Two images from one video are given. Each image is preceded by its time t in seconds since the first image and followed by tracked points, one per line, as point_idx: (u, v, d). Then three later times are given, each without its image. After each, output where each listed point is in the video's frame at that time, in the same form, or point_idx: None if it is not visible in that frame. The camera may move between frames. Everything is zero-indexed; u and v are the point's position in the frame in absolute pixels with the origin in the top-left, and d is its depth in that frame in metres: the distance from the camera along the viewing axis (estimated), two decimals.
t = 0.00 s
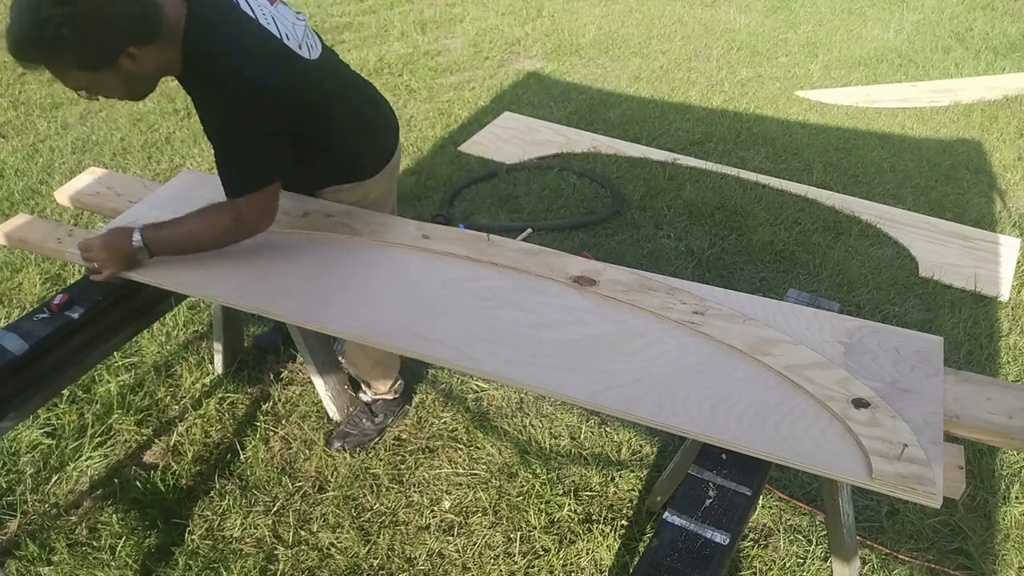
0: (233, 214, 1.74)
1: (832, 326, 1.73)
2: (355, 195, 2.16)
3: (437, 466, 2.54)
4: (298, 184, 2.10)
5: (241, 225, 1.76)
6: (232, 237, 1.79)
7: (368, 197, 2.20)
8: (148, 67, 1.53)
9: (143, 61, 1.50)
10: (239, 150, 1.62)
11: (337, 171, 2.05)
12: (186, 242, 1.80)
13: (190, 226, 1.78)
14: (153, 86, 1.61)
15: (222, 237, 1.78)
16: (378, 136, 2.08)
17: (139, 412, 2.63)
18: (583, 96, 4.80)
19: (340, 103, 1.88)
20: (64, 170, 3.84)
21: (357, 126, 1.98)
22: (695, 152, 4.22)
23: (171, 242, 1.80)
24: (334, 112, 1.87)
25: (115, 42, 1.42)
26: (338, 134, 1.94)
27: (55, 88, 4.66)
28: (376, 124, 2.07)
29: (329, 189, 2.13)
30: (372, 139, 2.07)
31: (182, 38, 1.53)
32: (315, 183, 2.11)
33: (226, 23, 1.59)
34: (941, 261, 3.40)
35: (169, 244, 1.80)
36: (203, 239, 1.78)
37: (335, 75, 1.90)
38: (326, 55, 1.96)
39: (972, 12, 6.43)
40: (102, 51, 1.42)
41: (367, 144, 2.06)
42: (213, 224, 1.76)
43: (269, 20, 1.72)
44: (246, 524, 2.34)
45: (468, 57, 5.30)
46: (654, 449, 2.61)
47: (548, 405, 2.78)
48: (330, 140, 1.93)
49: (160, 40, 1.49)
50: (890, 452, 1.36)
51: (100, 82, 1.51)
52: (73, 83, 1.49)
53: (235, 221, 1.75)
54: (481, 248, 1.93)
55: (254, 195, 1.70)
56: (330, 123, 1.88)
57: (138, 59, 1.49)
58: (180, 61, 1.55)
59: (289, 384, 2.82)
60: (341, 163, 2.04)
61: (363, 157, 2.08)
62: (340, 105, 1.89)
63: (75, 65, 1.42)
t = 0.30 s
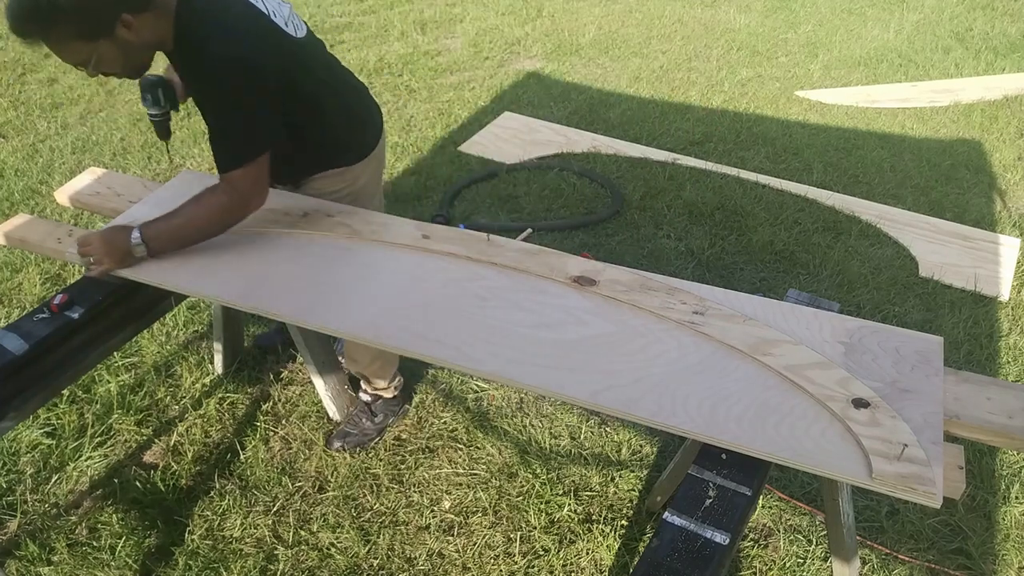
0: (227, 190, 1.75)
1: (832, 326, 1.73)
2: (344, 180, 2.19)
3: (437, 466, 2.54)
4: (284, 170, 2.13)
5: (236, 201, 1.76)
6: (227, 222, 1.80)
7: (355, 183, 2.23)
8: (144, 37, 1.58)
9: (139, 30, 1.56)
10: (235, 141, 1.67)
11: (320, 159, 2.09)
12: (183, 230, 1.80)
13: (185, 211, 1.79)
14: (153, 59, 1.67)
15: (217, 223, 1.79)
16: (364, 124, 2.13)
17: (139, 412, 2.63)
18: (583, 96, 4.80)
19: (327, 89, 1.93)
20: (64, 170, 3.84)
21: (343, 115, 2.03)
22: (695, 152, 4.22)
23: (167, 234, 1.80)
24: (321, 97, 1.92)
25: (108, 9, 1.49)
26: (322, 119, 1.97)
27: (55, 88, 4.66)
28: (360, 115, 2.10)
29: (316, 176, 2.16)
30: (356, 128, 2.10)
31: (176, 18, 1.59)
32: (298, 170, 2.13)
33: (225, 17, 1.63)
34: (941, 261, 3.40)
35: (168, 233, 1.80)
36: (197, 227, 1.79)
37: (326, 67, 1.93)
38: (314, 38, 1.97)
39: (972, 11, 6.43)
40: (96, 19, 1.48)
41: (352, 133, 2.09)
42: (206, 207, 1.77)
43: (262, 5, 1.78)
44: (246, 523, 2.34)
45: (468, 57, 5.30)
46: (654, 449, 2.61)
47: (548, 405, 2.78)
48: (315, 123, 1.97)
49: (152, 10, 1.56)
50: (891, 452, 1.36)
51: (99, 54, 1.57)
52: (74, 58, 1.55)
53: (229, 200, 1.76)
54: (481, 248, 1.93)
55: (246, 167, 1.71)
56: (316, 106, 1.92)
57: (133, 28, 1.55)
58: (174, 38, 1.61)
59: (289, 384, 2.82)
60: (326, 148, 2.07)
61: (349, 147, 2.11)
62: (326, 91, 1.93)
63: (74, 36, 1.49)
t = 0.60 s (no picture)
0: (229, 188, 1.76)
1: (833, 326, 1.73)
2: (349, 178, 2.18)
3: (437, 466, 2.54)
4: (291, 168, 2.12)
5: (238, 199, 1.77)
6: (229, 221, 1.80)
7: (360, 182, 2.22)
8: (166, 41, 1.60)
9: (160, 35, 1.58)
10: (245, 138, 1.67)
11: (326, 158, 2.09)
12: (185, 230, 1.80)
13: (188, 211, 1.79)
14: (175, 61, 1.70)
15: (219, 222, 1.79)
16: (371, 123, 2.12)
17: (139, 412, 2.63)
18: (583, 96, 4.80)
19: (338, 89, 1.93)
20: (63, 170, 3.84)
21: (352, 114, 2.03)
22: (695, 152, 4.22)
23: (170, 235, 1.80)
24: (332, 97, 1.92)
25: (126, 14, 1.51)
26: (332, 119, 1.97)
27: (55, 88, 4.66)
28: (368, 115, 2.10)
29: (322, 175, 2.15)
30: (364, 128, 2.10)
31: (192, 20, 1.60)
32: (304, 168, 2.12)
33: (237, 16, 1.63)
34: (941, 261, 3.40)
35: (170, 234, 1.80)
36: (200, 227, 1.79)
37: (336, 65, 1.93)
38: (325, 37, 1.97)
39: (972, 12, 6.43)
40: (117, 24, 1.51)
41: (360, 133, 2.09)
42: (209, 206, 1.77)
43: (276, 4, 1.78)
44: (246, 523, 2.34)
45: (468, 57, 5.30)
46: (654, 449, 2.61)
47: (548, 405, 2.78)
48: (325, 122, 1.97)
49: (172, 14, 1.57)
50: (890, 452, 1.36)
51: (122, 59, 1.61)
52: (98, 63, 1.60)
53: (232, 198, 1.77)
54: (481, 248, 1.93)
55: (249, 165, 1.71)
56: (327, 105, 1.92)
57: (155, 34, 1.58)
58: (192, 41, 1.62)
59: (289, 384, 2.82)
60: (336, 149, 2.07)
61: (358, 148, 2.11)
62: (337, 90, 1.93)
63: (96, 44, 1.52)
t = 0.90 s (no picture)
0: (232, 190, 1.76)
1: (833, 326, 1.73)
2: (359, 179, 2.18)
3: (437, 466, 2.54)
4: (298, 168, 2.12)
5: (241, 202, 1.77)
6: (230, 222, 1.80)
7: (369, 183, 2.22)
8: (180, 57, 1.60)
9: (177, 51, 1.58)
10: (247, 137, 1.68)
11: (334, 158, 2.08)
12: (187, 230, 1.80)
13: (190, 212, 1.80)
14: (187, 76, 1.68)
15: (220, 224, 1.80)
16: (377, 124, 2.12)
17: (139, 412, 2.63)
18: (583, 95, 4.80)
19: (343, 90, 1.93)
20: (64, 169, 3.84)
21: (359, 114, 2.03)
22: (695, 152, 4.22)
23: (170, 236, 1.80)
24: (337, 98, 1.91)
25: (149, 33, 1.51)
26: (338, 120, 1.97)
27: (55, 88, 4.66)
28: (374, 116, 2.09)
29: (329, 175, 2.15)
30: (370, 129, 2.09)
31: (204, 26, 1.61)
32: (310, 169, 2.12)
33: (238, 16, 1.65)
34: (941, 261, 3.40)
35: (171, 234, 1.80)
36: (201, 228, 1.79)
37: (341, 66, 1.93)
38: (331, 39, 1.98)
39: (973, 12, 6.43)
40: (142, 46, 1.50)
41: (366, 134, 2.09)
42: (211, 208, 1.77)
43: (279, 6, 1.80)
44: (246, 524, 2.34)
45: (468, 57, 5.30)
46: (654, 449, 2.61)
47: (548, 405, 2.78)
48: (331, 123, 1.96)
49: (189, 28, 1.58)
50: (890, 452, 1.36)
51: (140, 76, 1.59)
52: (116, 79, 1.57)
53: (235, 201, 1.77)
54: (481, 248, 1.93)
55: (252, 168, 1.72)
56: (332, 107, 1.91)
57: (173, 51, 1.57)
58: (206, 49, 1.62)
59: (289, 384, 2.82)
60: (343, 149, 2.07)
61: (363, 147, 2.10)
62: (343, 91, 1.93)
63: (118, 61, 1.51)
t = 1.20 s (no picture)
0: (232, 192, 1.76)
1: (833, 326, 1.73)
2: (356, 180, 2.18)
3: (437, 466, 2.54)
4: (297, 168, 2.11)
5: (241, 204, 1.77)
6: (230, 224, 1.80)
7: (366, 183, 2.22)
8: (181, 66, 1.60)
9: (178, 61, 1.58)
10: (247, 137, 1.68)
11: (333, 159, 2.08)
12: (187, 231, 1.80)
13: (191, 213, 1.80)
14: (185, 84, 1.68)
15: (220, 226, 1.80)
16: (376, 125, 2.12)
17: (139, 412, 2.63)
18: (583, 95, 4.80)
19: (342, 91, 1.93)
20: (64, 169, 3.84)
21: (358, 115, 2.03)
22: (695, 152, 4.22)
23: (170, 236, 1.80)
24: (337, 99, 1.92)
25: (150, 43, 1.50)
26: (337, 121, 1.97)
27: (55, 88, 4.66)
28: (373, 116, 2.10)
29: (327, 176, 2.15)
30: (368, 129, 2.09)
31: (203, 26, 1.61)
32: (309, 170, 2.12)
33: (237, 17, 1.66)
34: (941, 261, 3.40)
35: (171, 234, 1.80)
36: (201, 229, 1.79)
37: (340, 67, 1.94)
38: (331, 41, 1.98)
39: (972, 11, 6.43)
40: (145, 56, 1.50)
41: (365, 134, 2.09)
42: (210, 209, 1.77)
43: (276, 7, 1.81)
44: (246, 523, 2.34)
45: (468, 57, 5.30)
46: (654, 449, 2.61)
47: (548, 405, 2.78)
48: (330, 124, 1.96)
49: (191, 38, 1.57)
50: (890, 452, 1.36)
51: (141, 86, 1.58)
52: (116, 89, 1.56)
53: (235, 203, 1.77)
54: (481, 248, 1.93)
55: (253, 171, 1.72)
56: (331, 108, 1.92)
57: (174, 61, 1.57)
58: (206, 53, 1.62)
59: (289, 384, 2.82)
60: (341, 150, 2.07)
61: (361, 147, 2.10)
62: (342, 92, 1.93)
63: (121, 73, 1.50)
